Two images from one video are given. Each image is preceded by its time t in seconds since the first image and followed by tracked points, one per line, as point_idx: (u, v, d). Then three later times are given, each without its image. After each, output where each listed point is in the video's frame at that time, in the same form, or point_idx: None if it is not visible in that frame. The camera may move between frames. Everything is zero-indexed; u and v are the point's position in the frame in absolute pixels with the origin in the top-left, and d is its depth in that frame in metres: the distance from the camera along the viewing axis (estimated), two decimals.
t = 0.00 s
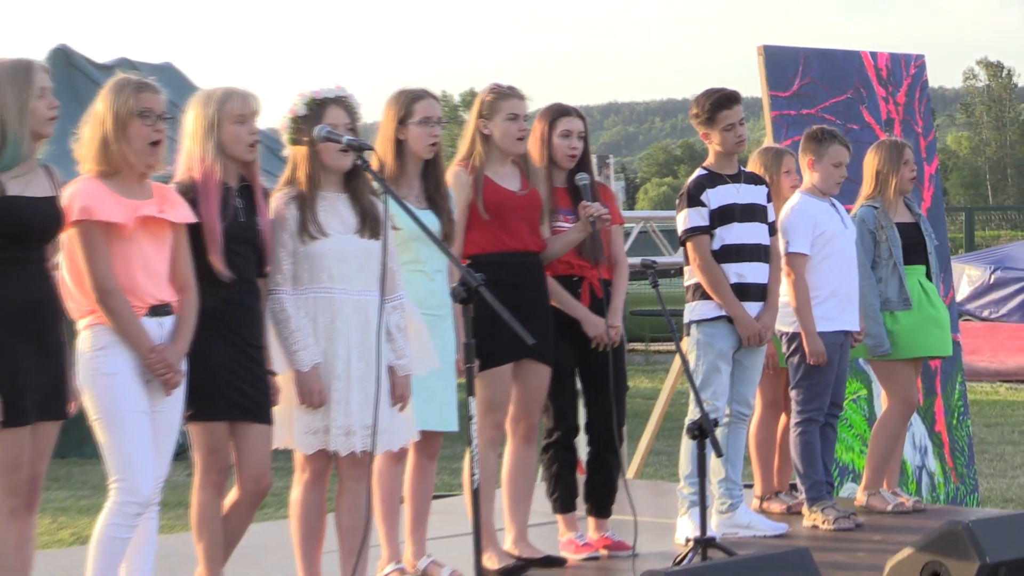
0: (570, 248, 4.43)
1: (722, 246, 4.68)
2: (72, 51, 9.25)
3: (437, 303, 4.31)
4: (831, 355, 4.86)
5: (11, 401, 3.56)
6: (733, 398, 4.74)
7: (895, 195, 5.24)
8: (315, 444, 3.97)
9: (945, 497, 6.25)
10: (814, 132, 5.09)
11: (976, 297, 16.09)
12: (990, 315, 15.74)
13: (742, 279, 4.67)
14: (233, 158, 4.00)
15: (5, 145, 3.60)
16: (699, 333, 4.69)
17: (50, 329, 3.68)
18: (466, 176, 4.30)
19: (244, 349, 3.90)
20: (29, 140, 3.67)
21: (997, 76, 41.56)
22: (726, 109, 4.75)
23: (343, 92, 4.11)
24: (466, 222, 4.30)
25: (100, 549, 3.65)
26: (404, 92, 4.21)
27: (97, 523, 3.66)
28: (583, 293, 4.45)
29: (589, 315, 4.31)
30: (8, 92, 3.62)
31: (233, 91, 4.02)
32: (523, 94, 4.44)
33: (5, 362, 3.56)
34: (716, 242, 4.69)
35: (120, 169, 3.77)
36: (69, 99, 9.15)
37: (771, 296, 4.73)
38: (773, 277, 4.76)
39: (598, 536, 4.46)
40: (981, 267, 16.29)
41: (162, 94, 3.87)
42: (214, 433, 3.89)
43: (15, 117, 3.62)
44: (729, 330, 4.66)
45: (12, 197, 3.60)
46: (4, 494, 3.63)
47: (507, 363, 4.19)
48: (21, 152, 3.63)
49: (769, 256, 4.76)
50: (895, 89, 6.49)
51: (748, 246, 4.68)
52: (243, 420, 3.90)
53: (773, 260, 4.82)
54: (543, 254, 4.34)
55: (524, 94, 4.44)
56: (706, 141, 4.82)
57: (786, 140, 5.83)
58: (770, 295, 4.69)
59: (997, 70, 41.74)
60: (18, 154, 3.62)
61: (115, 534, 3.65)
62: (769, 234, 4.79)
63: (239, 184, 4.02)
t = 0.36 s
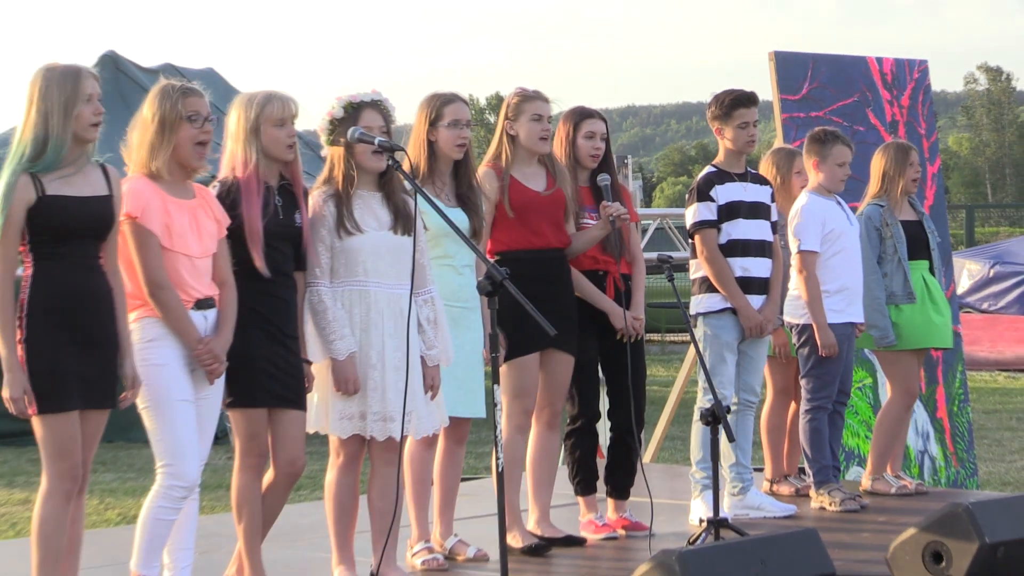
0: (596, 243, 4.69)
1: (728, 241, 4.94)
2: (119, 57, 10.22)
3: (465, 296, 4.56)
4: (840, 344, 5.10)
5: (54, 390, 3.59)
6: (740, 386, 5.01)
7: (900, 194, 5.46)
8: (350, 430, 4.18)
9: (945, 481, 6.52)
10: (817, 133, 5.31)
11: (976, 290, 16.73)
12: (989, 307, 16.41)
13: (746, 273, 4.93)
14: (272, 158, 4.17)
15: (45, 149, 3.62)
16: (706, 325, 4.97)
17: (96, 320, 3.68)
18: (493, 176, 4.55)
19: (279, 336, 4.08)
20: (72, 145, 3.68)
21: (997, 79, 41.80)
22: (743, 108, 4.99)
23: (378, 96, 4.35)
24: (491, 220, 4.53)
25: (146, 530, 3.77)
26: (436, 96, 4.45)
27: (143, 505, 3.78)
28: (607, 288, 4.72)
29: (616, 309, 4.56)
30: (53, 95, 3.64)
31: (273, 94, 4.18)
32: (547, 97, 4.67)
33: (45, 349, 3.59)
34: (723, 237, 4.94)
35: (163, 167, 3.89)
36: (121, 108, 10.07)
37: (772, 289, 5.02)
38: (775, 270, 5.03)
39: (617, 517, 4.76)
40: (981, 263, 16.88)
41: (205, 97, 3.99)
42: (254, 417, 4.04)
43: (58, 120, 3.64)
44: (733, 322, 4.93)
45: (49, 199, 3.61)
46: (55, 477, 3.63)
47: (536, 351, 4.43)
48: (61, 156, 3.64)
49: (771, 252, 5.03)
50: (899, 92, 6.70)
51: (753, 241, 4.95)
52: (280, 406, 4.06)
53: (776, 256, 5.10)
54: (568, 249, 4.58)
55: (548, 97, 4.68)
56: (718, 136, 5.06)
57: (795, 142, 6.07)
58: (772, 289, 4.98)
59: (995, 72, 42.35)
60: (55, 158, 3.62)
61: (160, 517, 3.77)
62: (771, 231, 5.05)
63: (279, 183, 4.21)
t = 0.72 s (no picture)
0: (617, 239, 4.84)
1: (734, 238, 5.09)
2: (150, 62, 10.54)
3: (483, 292, 4.70)
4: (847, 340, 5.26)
5: (83, 387, 3.52)
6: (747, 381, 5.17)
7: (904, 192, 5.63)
8: (371, 421, 4.28)
9: (950, 472, 6.68)
10: (822, 137, 5.47)
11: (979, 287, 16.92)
12: (993, 304, 16.59)
13: (750, 269, 5.08)
14: (292, 150, 4.21)
15: (81, 155, 3.57)
16: (711, 322, 5.11)
17: (124, 312, 3.61)
18: (509, 175, 4.68)
19: (301, 330, 4.15)
20: (106, 151, 3.63)
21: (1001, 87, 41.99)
22: (755, 108, 5.14)
23: (400, 99, 4.48)
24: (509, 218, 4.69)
25: (173, 519, 3.71)
26: (459, 97, 4.59)
27: (172, 494, 3.72)
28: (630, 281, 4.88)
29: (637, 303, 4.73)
30: (87, 100, 3.58)
31: (296, 89, 4.23)
32: (564, 100, 4.79)
33: (76, 342, 3.53)
34: (728, 235, 5.10)
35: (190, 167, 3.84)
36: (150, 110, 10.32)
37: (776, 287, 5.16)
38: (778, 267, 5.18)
39: (630, 507, 5.00)
40: (984, 261, 17.10)
41: (231, 101, 3.91)
42: (281, 408, 4.11)
43: (92, 125, 3.59)
44: (738, 317, 5.08)
45: (82, 203, 3.54)
46: (83, 466, 3.56)
47: (552, 347, 4.57)
48: (96, 162, 3.59)
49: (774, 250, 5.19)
50: (904, 95, 6.86)
51: (757, 239, 5.11)
52: (305, 394, 4.17)
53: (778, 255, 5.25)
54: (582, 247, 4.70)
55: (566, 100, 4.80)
56: (726, 133, 5.21)
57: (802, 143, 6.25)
58: (775, 285, 5.12)
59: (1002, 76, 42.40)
60: (91, 163, 3.58)
61: (189, 506, 3.71)
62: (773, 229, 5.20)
63: (299, 173, 4.28)
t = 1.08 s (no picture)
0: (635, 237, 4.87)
1: (746, 238, 5.09)
2: (166, 62, 10.60)
3: (498, 292, 4.68)
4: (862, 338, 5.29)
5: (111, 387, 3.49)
6: (760, 381, 5.18)
7: (919, 190, 5.74)
8: (388, 421, 4.24)
9: (967, 472, 6.70)
10: (839, 136, 5.49)
11: (996, 286, 16.91)
12: (1010, 304, 16.55)
13: (762, 269, 5.09)
14: (302, 151, 4.16)
15: (102, 152, 3.51)
16: (724, 322, 5.12)
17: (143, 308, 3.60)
18: (528, 171, 4.70)
19: (305, 327, 4.13)
20: (126, 147, 3.58)
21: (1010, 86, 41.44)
22: (766, 107, 5.15)
23: (417, 99, 4.46)
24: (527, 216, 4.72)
25: (189, 518, 3.67)
26: (472, 97, 4.59)
27: (187, 493, 3.67)
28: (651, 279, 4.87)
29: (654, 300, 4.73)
30: (100, 98, 3.53)
31: (309, 92, 4.19)
32: (576, 102, 4.77)
33: (103, 341, 3.50)
34: (741, 235, 5.10)
35: (202, 164, 3.80)
36: (167, 110, 10.34)
37: (787, 287, 5.17)
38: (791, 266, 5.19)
39: (646, 506, 5.01)
40: (1000, 260, 17.09)
41: (248, 100, 3.90)
42: (298, 407, 4.09)
43: (109, 123, 3.54)
44: (751, 318, 5.08)
45: (116, 201, 3.52)
46: (99, 464, 3.52)
47: (569, 346, 4.56)
48: (118, 158, 3.53)
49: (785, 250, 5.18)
50: (921, 94, 6.94)
51: (770, 238, 5.10)
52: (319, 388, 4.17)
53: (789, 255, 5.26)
54: (594, 245, 4.72)
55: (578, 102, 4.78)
56: (737, 133, 5.21)
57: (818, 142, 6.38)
58: (787, 285, 5.13)
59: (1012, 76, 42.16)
60: (115, 160, 3.53)
61: (204, 505, 3.66)
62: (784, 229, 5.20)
63: (312, 173, 4.24)
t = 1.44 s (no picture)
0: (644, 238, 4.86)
1: (757, 240, 5.09)
2: (178, 62, 10.65)
3: (509, 293, 4.65)
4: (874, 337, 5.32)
5: (136, 385, 3.50)
6: (773, 382, 5.18)
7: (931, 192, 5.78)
8: (402, 421, 4.22)
9: (979, 473, 6.71)
10: (847, 138, 5.51)
11: (1009, 286, 16.91)
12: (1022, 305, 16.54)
13: (774, 270, 5.08)
14: (310, 154, 4.12)
15: (133, 154, 3.54)
16: (738, 323, 5.13)
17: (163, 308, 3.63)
18: (541, 171, 4.70)
19: (311, 325, 4.09)
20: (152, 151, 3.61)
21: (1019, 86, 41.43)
22: (776, 108, 5.18)
23: (428, 99, 4.43)
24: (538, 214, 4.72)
25: (204, 519, 3.66)
26: (484, 98, 4.58)
27: (203, 494, 3.67)
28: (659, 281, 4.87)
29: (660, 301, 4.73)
30: (131, 99, 3.56)
31: (319, 92, 4.14)
32: (588, 102, 4.76)
33: (124, 341, 3.51)
34: (752, 237, 5.10)
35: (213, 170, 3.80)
36: (179, 110, 10.37)
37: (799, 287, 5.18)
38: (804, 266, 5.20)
39: (658, 507, 5.02)
40: (1013, 260, 17.09)
41: (263, 103, 3.89)
42: (305, 405, 4.07)
43: (138, 126, 3.56)
44: (764, 319, 5.09)
45: (135, 201, 3.52)
46: (122, 465, 3.51)
47: (584, 347, 4.57)
48: (147, 161, 3.57)
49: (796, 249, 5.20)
50: (934, 94, 6.98)
51: (781, 239, 5.10)
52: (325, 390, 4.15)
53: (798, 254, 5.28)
54: (605, 246, 4.73)
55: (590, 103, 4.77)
56: (747, 134, 5.20)
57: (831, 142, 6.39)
58: (798, 286, 5.14)
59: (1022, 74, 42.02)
60: (144, 163, 3.56)
61: (221, 505, 3.66)
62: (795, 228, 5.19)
63: (322, 176, 4.19)
